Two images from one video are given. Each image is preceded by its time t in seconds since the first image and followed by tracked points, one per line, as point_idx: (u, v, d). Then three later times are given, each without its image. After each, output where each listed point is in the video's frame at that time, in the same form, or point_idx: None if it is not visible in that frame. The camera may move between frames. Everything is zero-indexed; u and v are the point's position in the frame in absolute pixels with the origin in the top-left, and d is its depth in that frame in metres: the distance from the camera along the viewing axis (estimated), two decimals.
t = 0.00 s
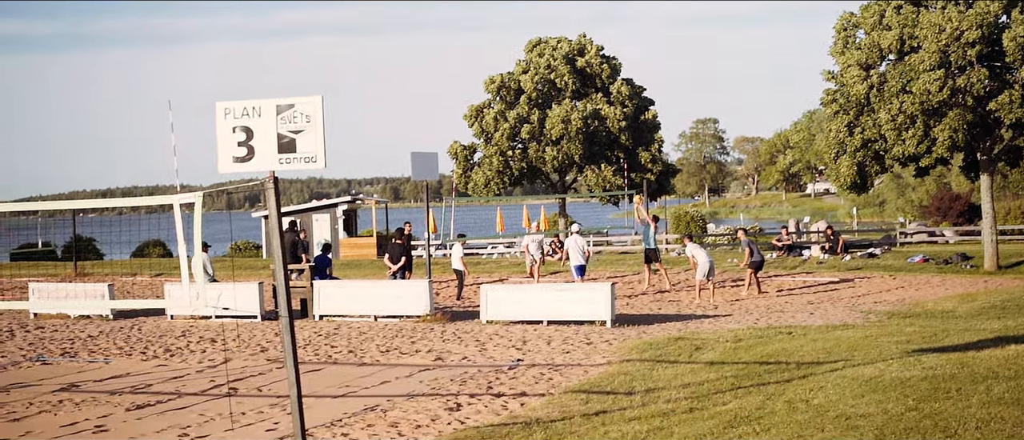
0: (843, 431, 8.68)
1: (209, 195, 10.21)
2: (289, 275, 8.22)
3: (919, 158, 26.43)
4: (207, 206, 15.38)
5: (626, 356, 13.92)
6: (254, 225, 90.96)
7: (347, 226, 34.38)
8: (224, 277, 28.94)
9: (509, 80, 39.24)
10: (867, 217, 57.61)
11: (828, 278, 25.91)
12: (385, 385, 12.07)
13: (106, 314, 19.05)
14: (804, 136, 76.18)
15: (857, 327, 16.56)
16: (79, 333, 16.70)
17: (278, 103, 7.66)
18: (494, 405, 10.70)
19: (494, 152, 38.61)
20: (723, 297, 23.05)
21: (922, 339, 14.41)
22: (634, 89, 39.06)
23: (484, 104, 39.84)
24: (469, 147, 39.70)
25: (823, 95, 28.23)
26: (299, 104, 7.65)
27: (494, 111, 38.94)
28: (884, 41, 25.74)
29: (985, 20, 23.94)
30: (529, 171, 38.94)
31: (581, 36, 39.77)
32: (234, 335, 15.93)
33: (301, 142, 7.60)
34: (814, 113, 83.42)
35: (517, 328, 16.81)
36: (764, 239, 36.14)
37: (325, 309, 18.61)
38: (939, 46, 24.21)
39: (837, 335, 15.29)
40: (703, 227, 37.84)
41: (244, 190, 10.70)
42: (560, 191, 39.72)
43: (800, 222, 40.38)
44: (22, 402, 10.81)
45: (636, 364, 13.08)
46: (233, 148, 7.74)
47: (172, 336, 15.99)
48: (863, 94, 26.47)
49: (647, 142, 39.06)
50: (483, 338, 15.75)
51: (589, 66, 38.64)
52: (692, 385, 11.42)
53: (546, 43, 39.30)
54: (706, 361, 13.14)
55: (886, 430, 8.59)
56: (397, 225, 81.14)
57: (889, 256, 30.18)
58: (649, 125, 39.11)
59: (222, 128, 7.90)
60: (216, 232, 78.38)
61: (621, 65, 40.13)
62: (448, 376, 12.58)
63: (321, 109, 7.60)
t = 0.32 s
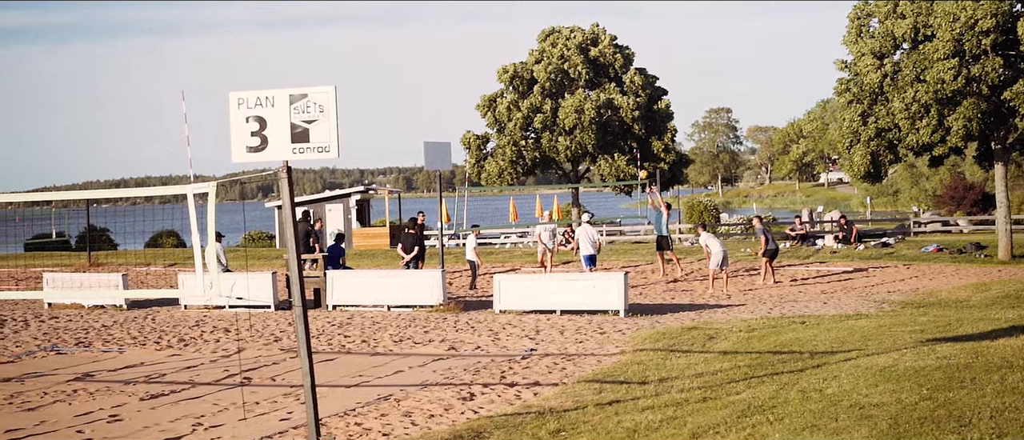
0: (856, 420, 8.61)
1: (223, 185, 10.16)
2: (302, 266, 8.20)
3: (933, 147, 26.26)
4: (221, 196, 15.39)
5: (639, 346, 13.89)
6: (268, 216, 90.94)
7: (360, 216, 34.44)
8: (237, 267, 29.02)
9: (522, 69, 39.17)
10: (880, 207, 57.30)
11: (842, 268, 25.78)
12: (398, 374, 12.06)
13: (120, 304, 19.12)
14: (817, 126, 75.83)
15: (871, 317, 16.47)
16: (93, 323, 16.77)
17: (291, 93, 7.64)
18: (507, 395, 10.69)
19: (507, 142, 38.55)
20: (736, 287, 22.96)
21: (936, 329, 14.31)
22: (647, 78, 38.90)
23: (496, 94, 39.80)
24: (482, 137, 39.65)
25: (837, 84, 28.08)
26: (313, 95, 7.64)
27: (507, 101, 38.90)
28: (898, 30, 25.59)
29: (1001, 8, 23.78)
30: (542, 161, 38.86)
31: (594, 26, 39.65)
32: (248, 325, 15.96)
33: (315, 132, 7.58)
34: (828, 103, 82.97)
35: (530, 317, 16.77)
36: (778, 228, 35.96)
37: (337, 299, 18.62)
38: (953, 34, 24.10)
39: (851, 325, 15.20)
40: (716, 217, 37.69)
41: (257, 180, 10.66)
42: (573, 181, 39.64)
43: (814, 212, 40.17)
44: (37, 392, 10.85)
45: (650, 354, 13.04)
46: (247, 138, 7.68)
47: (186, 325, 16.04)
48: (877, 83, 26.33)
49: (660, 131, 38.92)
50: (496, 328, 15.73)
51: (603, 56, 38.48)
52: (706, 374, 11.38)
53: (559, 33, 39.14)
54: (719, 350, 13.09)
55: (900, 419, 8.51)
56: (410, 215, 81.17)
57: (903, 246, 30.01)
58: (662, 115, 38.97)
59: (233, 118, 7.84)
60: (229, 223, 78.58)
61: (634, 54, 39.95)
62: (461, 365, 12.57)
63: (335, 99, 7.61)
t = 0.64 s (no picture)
0: (868, 411, 8.56)
1: (234, 176, 10.11)
2: (314, 256, 8.19)
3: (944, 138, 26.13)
4: (233, 186, 15.39)
5: (650, 336, 13.85)
6: (280, 207, 91.19)
7: (371, 206, 34.49)
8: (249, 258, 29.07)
9: (533, 60, 39.10)
10: (892, 198, 57.06)
11: (855, 259, 25.68)
12: (410, 365, 12.06)
13: (132, 294, 19.18)
14: (828, 116, 75.54)
15: (883, 307, 16.40)
16: (105, 314, 16.82)
17: (303, 84, 7.61)
18: (518, 386, 10.66)
19: (518, 132, 38.50)
20: (748, 277, 22.89)
21: (947, 320, 14.23)
22: (658, 69, 38.75)
23: (507, 84, 39.75)
24: (493, 128, 39.60)
25: (848, 75, 27.96)
26: (324, 85, 7.61)
27: (518, 91, 38.85)
28: (910, 19, 25.50)
29: None
30: (553, 151, 38.81)
31: (606, 16, 39.56)
32: (259, 315, 15.99)
33: (327, 122, 7.56)
34: (840, 93, 82.60)
35: (541, 308, 16.75)
36: (789, 219, 35.82)
37: (348, 289, 18.63)
38: (965, 24, 24.06)
39: (863, 315, 15.14)
40: (727, 208, 37.56)
41: (267, 171, 10.63)
42: (584, 171, 39.59)
43: (826, 203, 40.02)
44: (49, 382, 10.88)
45: (661, 345, 13.00)
46: (258, 129, 7.66)
47: (197, 316, 16.07)
48: (889, 73, 26.26)
49: (671, 122, 38.77)
50: (507, 319, 15.71)
51: (614, 47, 38.33)
52: (717, 365, 11.34)
53: (571, 23, 39.01)
54: (731, 341, 13.05)
55: (912, 410, 8.46)
56: (421, 206, 81.08)
57: (914, 237, 29.89)
58: (674, 105, 38.85)
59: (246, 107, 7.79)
60: (241, 214, 78.72)
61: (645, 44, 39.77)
62: (473, 356, 12.56)
63: (347, 90, 7.58)
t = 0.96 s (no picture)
0: (879, 404, 8.51)
1: (245, 169, 10.10)
2: (324, 249, 8.18)
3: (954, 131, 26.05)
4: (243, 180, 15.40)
5: (661, 329, 13.81)
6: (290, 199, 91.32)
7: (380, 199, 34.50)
8: (259, 251, 29.11)
9: (544, 53, 39.03)
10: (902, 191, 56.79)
11: (866, 251, 25.56)
12: (420, 357, 12.06)
13: (143, 287, 19.23)
14: (839, 109, 75.27)
15: (894, 301, 16.33)
16: (116, 306, 16.86)
17: (313, 77, 7.57)
18: (528, 378, 10.65)
19: (528, 125, 38.43)
20: (759, 270, 22.81)
21: (958, 312, 14.14)
22: (668, 62, 38.66)
23: (518, 77, 39.69)
24: (503, 120, 39.54)
25: (859, 67, 27.90)
26: (334, 78, 7.57)
27: (528, 84, 38.80)
28: (922, 11, 25.56)
29: None
30: (564, 144, 38.74)
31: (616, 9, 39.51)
32: (270, 308, 16.01)
33: (337, 115, 7.55)
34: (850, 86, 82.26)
35: (551, 301, 16.72)
36: (800, 212, 35.68)
37: (358, 282, 18.67)
38: (977, 17, 24.18)
39: (874, 308, 15.08)
40: (738, 201, 37.45)
41: (278, 163, 10.61)
42: (594, 164, 39.51)
43: (837, 196, 39.82)
44: (60, 374, 10.92)
45: (671, 338, 12.96)
46: (268, 121, 7.64)
47: (208, 308, 16.10)
48: (901, 65, 26.21)
49: (681, 115, 38.64)
50: (517, 311, 15.69)
51: (625, 39, 38.22)
52: (728, 358, 11.31)
53: (581, 16, 38.91)
54: (741, 334, 13.00)
55: (923, 403, 8.40)
56: (431, 198, 81.06)
57: (925, 229, 29.76)
58: (684, 98, 38.73)
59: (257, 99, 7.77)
60: (251, 206, 78.84)
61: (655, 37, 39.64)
62: (483, 348, 12.54)
63: (357, 82, 7.54)
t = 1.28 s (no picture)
0: (889, 400, 8.46)
1: (254, 164, 10.05)
2: (333, 245, 8.15)
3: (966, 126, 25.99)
4: (253, 176, 15.42)
5: (670, 325, 13.76)
6: (299, 195, 91.49)
7: (390, 195, 34.56)
8: (269, 246, 29.14)
9: (553, 48, 38.99)
10: (912, 186, 56.59)
11: (876, 247, 25.48)
12: (429, 353, 12.04)
13: (152, 282, 19.27)
14: (849, 104, 75.08)
15: (903, 296, 16.25)
16: (125, 302, 16.90)
17: (323, 72, 7.58)
18: (538, 374, 10.64)
19: (537, 120, 38.38)
20: (769, 266, 22.74)
21: (968, 308, 14.09)
22: (678, 57, 38.58)
23: (527, 72, 39.67)
24: (512, 116, 39.50)
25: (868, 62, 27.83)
26: (344, 74, 7.59)
27: (538, 79, 38.76)
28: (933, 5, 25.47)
29: None
30: (573, 140, 38.67)
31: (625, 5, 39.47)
32: (279, 304, 16.01)
33: (346, 110, 7.53)
34: (860, 81, 81.98)
35: (560, 297, 16.71)
36: (809, 208, 35.53)
37: (368, 277, 18.61)
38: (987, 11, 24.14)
39: (883, 304, 15.00)
40: (747, 196, 37.30)
41: (287, 159, 10.60)
42: (604, 159, 39.43)
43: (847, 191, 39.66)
44: (70, 370, 10.94)
45: (681, 333, 12.93)
46: (278, 116, 7.63)
47: (217, 304, 16.11)
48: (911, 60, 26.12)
49: (691, 110, 38.52)
50: (526, 307, 15.67)
51: (634, 35, 38.07)
52: (737, 354, 11.26)
53: (590, 11, 38.85)
54: (751, 330, 12.94)
55: (933, 399, 8.36)
56: (440, 194, 81.02)
57: (935, 225, 29.63)
58: (693, 94, 38.64)
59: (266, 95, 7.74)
60: (261, 202, 79.00)
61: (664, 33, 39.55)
62: (492, 344, 12.53)
63: (367, 78, 7.54)
